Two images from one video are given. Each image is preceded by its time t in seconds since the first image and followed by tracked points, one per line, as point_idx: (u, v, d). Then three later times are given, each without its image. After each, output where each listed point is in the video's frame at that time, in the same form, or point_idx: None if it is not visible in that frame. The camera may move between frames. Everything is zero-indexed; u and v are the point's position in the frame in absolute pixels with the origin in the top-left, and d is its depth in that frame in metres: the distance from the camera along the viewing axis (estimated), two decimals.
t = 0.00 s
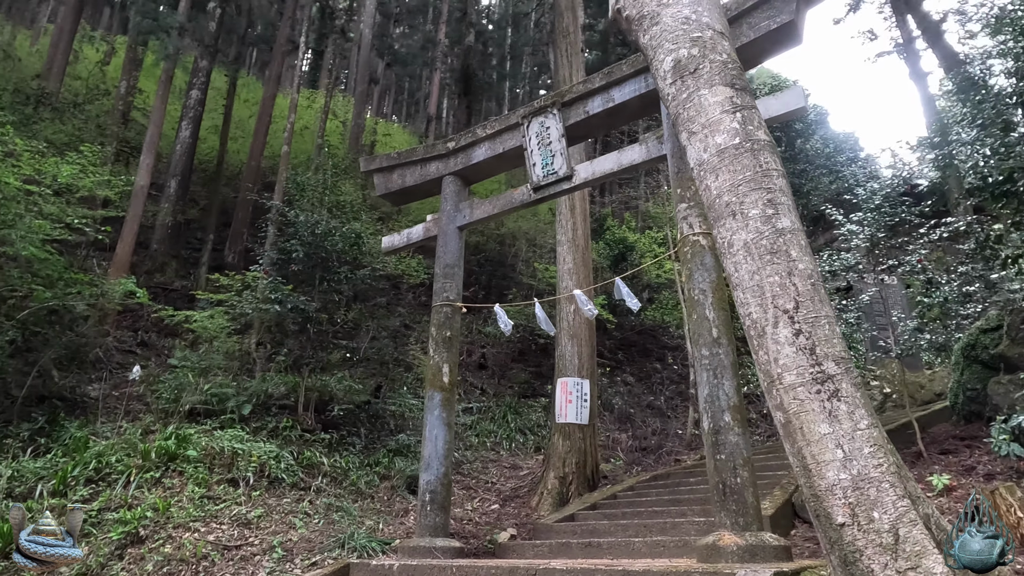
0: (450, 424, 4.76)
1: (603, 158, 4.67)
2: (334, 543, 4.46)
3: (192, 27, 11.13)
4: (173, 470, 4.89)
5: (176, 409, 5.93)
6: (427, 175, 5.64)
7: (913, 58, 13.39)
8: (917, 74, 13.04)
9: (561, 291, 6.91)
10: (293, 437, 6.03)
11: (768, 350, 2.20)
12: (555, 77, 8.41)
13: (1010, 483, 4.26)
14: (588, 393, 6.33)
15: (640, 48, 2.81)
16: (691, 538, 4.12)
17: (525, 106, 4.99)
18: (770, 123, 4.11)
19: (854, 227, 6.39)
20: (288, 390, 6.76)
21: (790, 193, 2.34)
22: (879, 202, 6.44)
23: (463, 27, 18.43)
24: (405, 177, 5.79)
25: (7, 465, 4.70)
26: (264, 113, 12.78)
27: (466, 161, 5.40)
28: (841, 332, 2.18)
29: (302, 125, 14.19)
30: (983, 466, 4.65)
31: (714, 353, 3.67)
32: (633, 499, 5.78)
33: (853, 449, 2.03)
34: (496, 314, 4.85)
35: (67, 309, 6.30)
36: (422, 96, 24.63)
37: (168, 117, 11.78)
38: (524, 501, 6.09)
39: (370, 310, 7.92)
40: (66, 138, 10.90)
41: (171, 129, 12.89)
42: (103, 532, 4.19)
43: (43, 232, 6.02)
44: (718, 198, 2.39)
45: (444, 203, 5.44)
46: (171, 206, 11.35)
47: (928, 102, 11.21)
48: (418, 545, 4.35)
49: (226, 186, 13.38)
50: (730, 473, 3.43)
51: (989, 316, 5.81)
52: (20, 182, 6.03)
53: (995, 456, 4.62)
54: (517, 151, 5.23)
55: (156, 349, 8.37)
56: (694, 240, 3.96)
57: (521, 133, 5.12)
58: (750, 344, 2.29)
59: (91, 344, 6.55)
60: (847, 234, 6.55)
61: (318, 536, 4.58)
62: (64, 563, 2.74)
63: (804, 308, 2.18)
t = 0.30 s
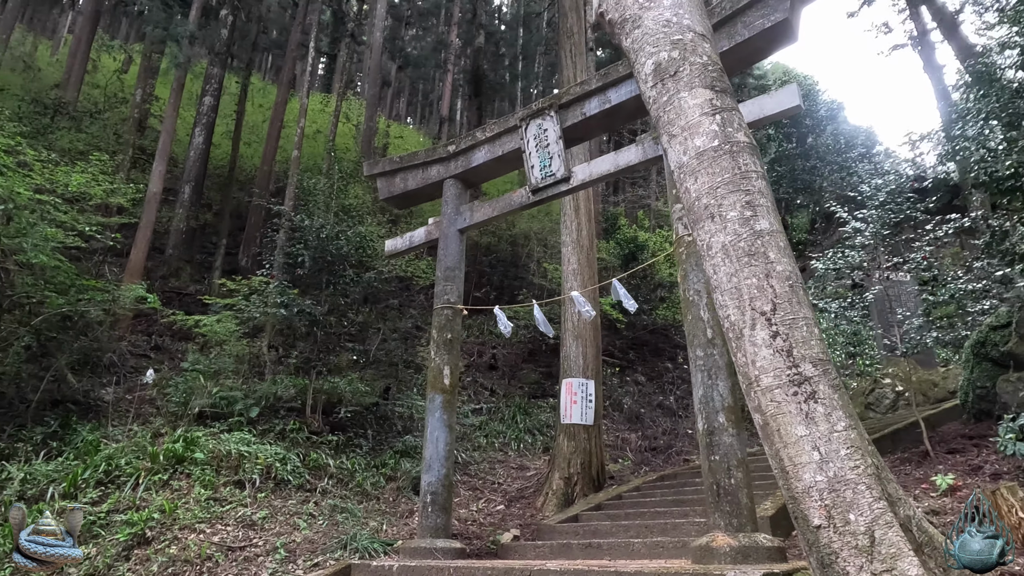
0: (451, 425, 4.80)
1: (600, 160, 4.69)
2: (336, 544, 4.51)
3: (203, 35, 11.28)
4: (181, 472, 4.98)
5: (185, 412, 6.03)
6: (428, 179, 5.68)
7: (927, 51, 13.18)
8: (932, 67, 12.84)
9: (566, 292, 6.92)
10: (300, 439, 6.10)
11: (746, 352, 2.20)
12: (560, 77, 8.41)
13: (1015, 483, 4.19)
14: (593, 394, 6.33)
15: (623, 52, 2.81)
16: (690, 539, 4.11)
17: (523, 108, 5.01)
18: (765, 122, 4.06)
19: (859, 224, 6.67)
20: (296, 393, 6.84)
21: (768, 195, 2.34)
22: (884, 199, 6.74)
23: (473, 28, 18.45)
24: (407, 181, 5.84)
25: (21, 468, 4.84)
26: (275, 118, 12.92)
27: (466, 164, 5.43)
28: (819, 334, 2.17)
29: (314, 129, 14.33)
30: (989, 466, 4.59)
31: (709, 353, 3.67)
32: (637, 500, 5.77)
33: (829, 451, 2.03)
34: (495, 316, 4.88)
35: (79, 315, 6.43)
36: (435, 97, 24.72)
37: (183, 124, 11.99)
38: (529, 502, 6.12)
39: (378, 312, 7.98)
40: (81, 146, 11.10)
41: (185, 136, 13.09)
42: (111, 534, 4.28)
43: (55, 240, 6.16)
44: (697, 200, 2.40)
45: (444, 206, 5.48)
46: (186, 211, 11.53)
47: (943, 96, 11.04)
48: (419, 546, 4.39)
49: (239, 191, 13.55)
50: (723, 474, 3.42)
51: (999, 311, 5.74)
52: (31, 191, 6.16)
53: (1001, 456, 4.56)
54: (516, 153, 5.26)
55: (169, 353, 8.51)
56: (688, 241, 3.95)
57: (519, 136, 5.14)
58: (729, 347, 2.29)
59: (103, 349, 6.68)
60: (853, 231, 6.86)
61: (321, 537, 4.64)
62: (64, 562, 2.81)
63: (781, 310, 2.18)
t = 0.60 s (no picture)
0: (452, 427, 4.83)
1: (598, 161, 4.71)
2: (340, 545, 4.57)
3: (213, 42, 11.44)
4: (190, 474, 5.08)
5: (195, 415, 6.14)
6: (431, 182, 5.72)
7: (943, 43, 12.98)
8: (948, 59, 12.65)
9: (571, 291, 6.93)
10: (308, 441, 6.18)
11: (725, 356, 2.21)
12: (565, 77, 8.41)
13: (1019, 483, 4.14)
14: (598, 394, 6.32)
15: (608, 56, 2.82)
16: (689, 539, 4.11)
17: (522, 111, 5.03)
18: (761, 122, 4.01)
19: (863, 223, 6.75)
20: (306, 395, 6.93)
21: (749, 199, 2.34)
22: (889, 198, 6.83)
23: (483, 29, 18.48)
24: (409, 184, 5.88)
25: (34, 471, 4.97)
26: (286, 122, 13.06)
27: (467, 167, 5.46)
28: (799, 336, 2.17)
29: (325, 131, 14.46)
30: (995, 466, 4.52)
31: (703, 353, 3.67)
32: (642, 500, 5.76)
33: (807, 455, 2.03)
34: (496, 318, 4.90)
35: (92, 321, 6.56)
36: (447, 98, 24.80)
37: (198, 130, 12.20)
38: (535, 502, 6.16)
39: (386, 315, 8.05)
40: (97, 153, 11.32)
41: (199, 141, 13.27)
42: (120, 535, 4.37)
43: (67, 247, 6.29)
44: (678, 204, 2.41)
45: (446, 209, 5.52)
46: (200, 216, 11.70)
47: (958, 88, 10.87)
48: (421, 547, 4.44)
49: (253, 194, 13.71)
50: (718, 476, 3.42)
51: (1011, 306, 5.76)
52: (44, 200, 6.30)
53: (1008, 456, 4.49)
54: (516, 156, 5.28)
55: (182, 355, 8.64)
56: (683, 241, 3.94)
57: (519, 138, 5.16)
58: (710, 350, 2.29)
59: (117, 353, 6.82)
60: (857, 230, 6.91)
61: (325, 538, 4.70)
62: (64, 562, 2.90)
63: (761, 313, 2.18)
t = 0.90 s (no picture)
0: (453, 429, 4.88)
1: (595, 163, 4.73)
2: (342, 546, 4.63)
3: (222, 49, 11.59)
4: (197, 476, 5.18)
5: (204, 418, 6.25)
6: (431, 186, 5.77)
7: (956, 35, 12.78)
8: (962, 51, 12.46)
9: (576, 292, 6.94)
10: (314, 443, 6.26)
11: (702, 360, 2.23)
12: (569, 77, 8.42)
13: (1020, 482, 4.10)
14: (601, 395, 6.32)
15: (591, 63, 2.84)
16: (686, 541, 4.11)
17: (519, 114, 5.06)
18: (755, 123, 4.00)
19: (865, 221, 6.78)
20: (313, 397, 7.01)
21: (727, 204, 2.35)
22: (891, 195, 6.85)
23: (492, 29, 18.50)
24: (411, 189, 5.94)
25: (46, 474, 5.09)
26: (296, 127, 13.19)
27: (467, 171, 5.50)
28: (775, 340, 2.18)
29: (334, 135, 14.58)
30: (999, 466, 4.48)
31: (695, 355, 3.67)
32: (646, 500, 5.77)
33: (781, 459, 2.04)
34: (495, 321, 4.93)
35: (103, 326, 6.69)
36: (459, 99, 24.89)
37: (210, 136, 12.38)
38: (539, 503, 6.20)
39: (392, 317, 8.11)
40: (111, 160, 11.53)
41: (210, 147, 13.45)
42: (128, 536, 4.48)
43: (78, 254, 6.43)
44: (657, 210, 2.43)
45: (446, 213, 5.56)
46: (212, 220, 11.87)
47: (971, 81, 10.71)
48: (422, 548, 4.49)
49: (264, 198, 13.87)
50: (711, 478, 3.44)
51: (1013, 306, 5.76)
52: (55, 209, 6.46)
53: (1011, 456, 4.44)
54: (514, 159, 5.31)
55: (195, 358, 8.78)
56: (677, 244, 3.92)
57: (517, 141, 5.19)
58: (689, 354, 2.31)
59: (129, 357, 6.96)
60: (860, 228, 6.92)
61: (327, 539, 4.77)
62: (64, 562, 3.00)
63: (737, 318, 2.19)
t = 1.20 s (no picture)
0: (451, 433, 4.92)
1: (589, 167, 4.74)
2: (341, 548, 4.69)
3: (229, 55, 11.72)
4: (201, 479, 5.26)
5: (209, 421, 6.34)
6: (430, 191, 5.81)
7: (967, 28, 12.60)
8: (972, 44, 12.30)
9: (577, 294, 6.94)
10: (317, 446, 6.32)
11: (677, 368, 2.25)
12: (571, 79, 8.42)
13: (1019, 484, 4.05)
14: (603, 397, 6.33)
15: (572, 72, 2.86)
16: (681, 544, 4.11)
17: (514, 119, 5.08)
18: (746, 126, 3.99)
19: (864, 222, 6.81)
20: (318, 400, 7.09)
21: (702, 212, 2.37)
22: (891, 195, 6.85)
23: (499, 30, 18.52)
24: (410, 194, 5.98)
25: (53, 478, 5.20)
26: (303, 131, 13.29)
27: (464, 175, 5.53)
28: (749, 348, 2.19)
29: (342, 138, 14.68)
30: (999, 468, 4.43)
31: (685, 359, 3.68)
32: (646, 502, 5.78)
33: (753, 466, 2.05)
34: (492, 325, 4.96)
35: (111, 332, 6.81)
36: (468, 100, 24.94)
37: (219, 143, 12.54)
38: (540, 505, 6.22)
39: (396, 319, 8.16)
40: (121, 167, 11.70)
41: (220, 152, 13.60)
42: (131, 539, 4.56)
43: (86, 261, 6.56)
44: (634, 218, 2.45)
45: (445, 217, 5.60)
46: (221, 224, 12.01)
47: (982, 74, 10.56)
48: (420, 551, 4.53)
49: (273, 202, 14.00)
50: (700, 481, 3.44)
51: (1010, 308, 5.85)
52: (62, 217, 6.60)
53: (1011, 457, 4.39)
54: (511, 163, 5.34)
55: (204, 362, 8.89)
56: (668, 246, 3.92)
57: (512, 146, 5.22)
58: (665, 362, 2.33)
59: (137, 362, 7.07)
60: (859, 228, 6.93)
61: (327, 542, 4.83)
62: (64, 562, 3.07)
63: (710, 326, 2.20)
